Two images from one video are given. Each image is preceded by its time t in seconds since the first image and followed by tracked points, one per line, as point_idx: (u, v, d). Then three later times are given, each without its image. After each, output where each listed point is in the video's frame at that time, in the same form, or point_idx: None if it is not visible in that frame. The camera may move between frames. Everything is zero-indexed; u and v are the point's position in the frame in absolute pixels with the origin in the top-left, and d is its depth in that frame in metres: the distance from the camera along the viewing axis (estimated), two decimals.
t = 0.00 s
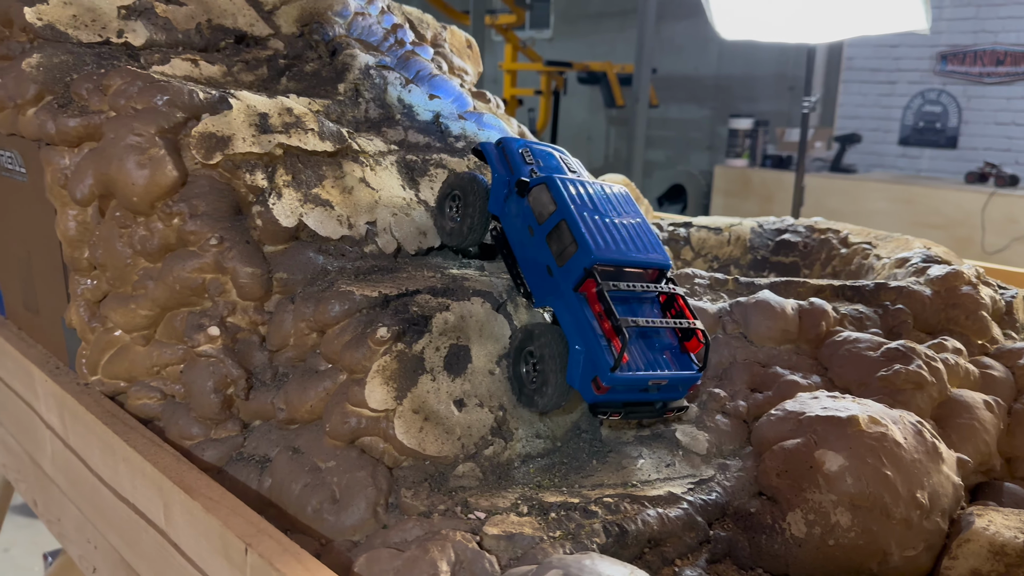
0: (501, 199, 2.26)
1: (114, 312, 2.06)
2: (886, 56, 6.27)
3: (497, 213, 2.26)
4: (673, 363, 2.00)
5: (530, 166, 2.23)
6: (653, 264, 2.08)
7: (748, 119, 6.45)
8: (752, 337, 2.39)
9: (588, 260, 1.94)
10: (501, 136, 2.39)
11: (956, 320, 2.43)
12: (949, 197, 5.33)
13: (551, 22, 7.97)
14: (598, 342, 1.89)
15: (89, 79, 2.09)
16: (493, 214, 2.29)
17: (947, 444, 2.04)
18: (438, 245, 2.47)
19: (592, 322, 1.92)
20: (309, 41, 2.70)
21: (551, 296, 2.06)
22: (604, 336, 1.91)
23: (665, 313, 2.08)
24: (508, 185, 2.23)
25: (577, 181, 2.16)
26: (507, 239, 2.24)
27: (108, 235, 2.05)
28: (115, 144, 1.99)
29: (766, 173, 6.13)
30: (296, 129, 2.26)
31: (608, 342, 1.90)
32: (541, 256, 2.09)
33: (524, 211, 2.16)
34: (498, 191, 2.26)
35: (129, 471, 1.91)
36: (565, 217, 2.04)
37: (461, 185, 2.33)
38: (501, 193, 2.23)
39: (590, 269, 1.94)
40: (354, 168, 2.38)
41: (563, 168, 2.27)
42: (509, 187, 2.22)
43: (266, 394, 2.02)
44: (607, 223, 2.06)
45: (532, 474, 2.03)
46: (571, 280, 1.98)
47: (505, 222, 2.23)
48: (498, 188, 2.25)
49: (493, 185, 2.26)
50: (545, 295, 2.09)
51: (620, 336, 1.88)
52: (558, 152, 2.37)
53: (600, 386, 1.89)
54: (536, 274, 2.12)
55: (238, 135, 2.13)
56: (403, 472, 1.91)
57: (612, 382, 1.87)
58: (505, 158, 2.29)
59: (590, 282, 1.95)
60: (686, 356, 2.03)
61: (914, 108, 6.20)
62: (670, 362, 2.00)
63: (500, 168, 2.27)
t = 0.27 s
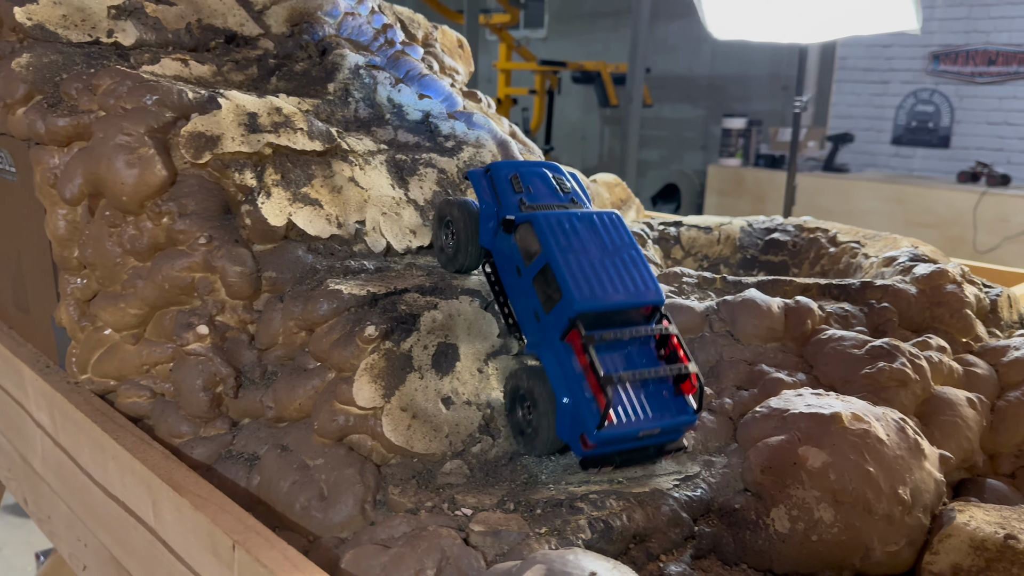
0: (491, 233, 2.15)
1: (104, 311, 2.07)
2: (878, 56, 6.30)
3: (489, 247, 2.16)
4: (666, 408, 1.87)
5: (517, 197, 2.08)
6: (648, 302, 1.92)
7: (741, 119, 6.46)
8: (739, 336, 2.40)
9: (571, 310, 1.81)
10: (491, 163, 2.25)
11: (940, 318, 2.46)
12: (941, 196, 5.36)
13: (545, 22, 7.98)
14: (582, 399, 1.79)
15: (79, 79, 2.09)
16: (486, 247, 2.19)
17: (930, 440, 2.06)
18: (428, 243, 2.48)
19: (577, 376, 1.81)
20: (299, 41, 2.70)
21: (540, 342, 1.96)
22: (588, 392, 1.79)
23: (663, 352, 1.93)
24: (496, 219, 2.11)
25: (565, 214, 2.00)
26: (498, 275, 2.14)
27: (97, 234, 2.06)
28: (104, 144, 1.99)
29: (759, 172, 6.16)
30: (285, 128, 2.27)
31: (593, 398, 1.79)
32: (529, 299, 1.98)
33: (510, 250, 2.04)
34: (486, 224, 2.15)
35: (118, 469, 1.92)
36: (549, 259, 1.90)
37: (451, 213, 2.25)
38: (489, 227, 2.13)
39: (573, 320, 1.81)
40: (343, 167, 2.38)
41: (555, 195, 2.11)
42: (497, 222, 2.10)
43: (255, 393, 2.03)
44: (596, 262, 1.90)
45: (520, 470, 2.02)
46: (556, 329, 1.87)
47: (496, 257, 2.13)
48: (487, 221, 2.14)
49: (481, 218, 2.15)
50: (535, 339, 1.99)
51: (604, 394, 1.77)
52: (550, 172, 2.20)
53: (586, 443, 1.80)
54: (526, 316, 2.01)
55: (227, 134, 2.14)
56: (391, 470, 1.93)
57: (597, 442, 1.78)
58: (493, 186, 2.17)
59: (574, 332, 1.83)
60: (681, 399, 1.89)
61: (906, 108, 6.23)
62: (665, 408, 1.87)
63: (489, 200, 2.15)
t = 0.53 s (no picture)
0: (494, 242, 2.09)
1: (88, 304, 2.07)
2: (870, 55, 6.33)
3: (492, 257, 2.10)
4: (662, 437, 1.76)
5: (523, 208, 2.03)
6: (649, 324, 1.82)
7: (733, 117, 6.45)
8: (722, 329, 2.41)
9: (563, 329, 1.74)
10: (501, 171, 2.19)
11: (922, 311, 2.48)
12: (932, 194, 5.38)
13: (538, 20, 7.98)
14: (572, 423, 1.70)
15: (62, 73, 2.09)
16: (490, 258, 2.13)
17: (910, 432, 2.08)
18: (413, 237, 2.50)
19: (568, 398, 1.74)
20: (284, 36, 2.71)
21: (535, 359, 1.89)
22: (577, 414, 1.72)
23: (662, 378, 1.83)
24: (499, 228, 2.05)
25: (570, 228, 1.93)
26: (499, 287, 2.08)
27: (82, 228, 2.07)
28: (88, 137, 2.00)
29: (751, 170, 6.18)
30: (269, 123, 2.28)
31: (583, 422, 1.70)
32: (527, 314, 1.92)
33: (512, 262, 1.98)
34: (490, 233, 2.09)
35: (102, 461, 1.93)
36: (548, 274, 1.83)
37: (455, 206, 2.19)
38: (493, 236, 2.07)
39: (565, 339, 1.73)
40: (328, 161, 2.39)
41: (563, 208, 2.06)
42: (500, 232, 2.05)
43: (238, 385, 2.04)
44: (597, 279, 1.83)
45: (503, 462, 2.03)
46: (550, 347, 1.80)
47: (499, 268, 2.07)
48: (490, 230, 2.09)
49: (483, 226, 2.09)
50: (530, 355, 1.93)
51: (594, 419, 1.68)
52: (559, 185, 2.12)
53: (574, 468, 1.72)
54: (523, 332, 1.95)
55: (211, 128, 2.15)
56: (374, 461, 1.94)
57: (585, 468, 1.69)
58: (499, 194, 2.10)
59: (566, 352, 1.75)
60: (679, 428, 1.78)
61: (897, 106, 6.26)
62: (661, 436, 1.76)
63: (493, 209, 2.09)
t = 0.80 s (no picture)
0: (515, 250, 2.08)
1: (80, 300, 2.07)
2: (864, 53, 6.35)
3: (513, 265, 2.09)
4: (702, 444, 1.70)
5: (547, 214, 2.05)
6: (680, 328, 1.82)
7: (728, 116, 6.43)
8: (713, 324, 2.43)
9: (603, 324, 1.72)
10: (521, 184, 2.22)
11: (912, 307, 2.49)
12: (925, 192, 5.40)
13: (533, 19, 7.99)
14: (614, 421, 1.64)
15: (54, 68, 2.09)
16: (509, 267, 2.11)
17: (899, 426, 2.09)
18: (405, 233, 2.50)
19: (608, 396, 1.68)
20: (277, 32, 2.71)
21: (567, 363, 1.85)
22: (620, 413, 1.66)
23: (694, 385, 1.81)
24: (522, 234, 2.06)
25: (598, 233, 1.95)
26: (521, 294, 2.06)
27: (74, 224, 2.07)
28: (79, 133, 2.00)
29: (745, 168, 6.20)
30: (261, 118, 2.27)
31: (625, 421, 1.65)
32: (557, 316, 1.90)
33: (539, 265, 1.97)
34: (512, 241, 2.08)
35: (94, 457, 1.93)
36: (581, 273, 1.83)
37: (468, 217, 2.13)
38: (515, 242, 2.06)
39: (605, 334, 1.71)
40: (320, 157, 2.39)
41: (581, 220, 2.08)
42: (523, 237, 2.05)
43: (231, 380, 2.04)
44: (629, 280, 1.83)
45: (495, 455, 2.06)
46: (585, 347, 1.77)
47: (522, 275, 2.05)
48: (512, 237, 2.08)
49: (506, 234, 2.09)
50: (560, 360, 1.89)
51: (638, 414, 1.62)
52: (577, 198, 2.16)
53: (614, 472, 1.63)
54: (553, 337, 1.91)
55: (203, 123, 2.14)
56: (366, 456, 1.94)
57: (628, 468, 1.60)
58: (521, 204, 2.12)
59: (606, 348, 1.72)
60: (717, 436, 1.73)
61: (891, 105, 6.29)
62: (700, 442, 1.71)
63: (516, 217, 2.09)
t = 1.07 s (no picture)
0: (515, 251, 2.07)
1: (73, 297, 2.07)
2: (858, 52, 6.36)
3: (511, 266, 2.08)
4: (703, 449, 1.69)
5: (547, 215, 2.04)
6: (683, 331, 1.81)
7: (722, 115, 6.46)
8: (707, 321, 2.42)
9: (605, 325, 1.71)
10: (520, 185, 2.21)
11: (905, 303, 2.50)
12: (919, 190, 5.42)
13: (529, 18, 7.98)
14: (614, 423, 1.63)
15: (46, 64, 2.08)
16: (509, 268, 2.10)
17: (893, 421, 2.09)
18: (399, 229, 2.50)
19: (609, 398, 1.67)
20: (270, 29, 2.69)
21: (566, 365, 1.84)
22: (620, 416, 1.65)
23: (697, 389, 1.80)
24: (522, 235, 2.05)
25: (599, 235, 1.95)
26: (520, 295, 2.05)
27: (66, 220, 2.06)
28: (72, 129, 1.99)
29: (740, 167, 6.21)
30: (254, 114, 2.26)
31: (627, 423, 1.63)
32: (557, 317, 1.88)
33: (539, 268, 1.96)
34: (511, 242, 2.07)
35: (87, 453, 1.92)
36: (582, 276, 1.82)
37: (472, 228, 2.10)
38: (515, 244, 2.05)
39: (607, 335, 1.70)
40: (313, 153, 2.38)
41: (583, 220, 2.07)
42: (523, 239, 2.04)
43: (224, 377, 2.04)
44: (631, 281, 1.83)
45: (488, 452, 2.06)
46: (586, 349, 1.76)
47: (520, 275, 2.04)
48: (512, 238, 2.07)
49: (506, 236, 2.08)
50: (560, 363, 1.87)
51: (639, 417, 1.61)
52: (576, 199, 2.15)
53: (615, 476, 1.61)
54: (553, 340, 1.89)
55: (196, 120, 2.13)
56: (359, 452, 1.93)
57: (629, 472, 1.59)
58: (521, 207, 2.12)
59: (607, 351, 1.71)
60: (719, 441, 1.72)
61: (885, 104, 6.30)
62: (703, 445, 1.69)
63: (516, 219, 2.08)
